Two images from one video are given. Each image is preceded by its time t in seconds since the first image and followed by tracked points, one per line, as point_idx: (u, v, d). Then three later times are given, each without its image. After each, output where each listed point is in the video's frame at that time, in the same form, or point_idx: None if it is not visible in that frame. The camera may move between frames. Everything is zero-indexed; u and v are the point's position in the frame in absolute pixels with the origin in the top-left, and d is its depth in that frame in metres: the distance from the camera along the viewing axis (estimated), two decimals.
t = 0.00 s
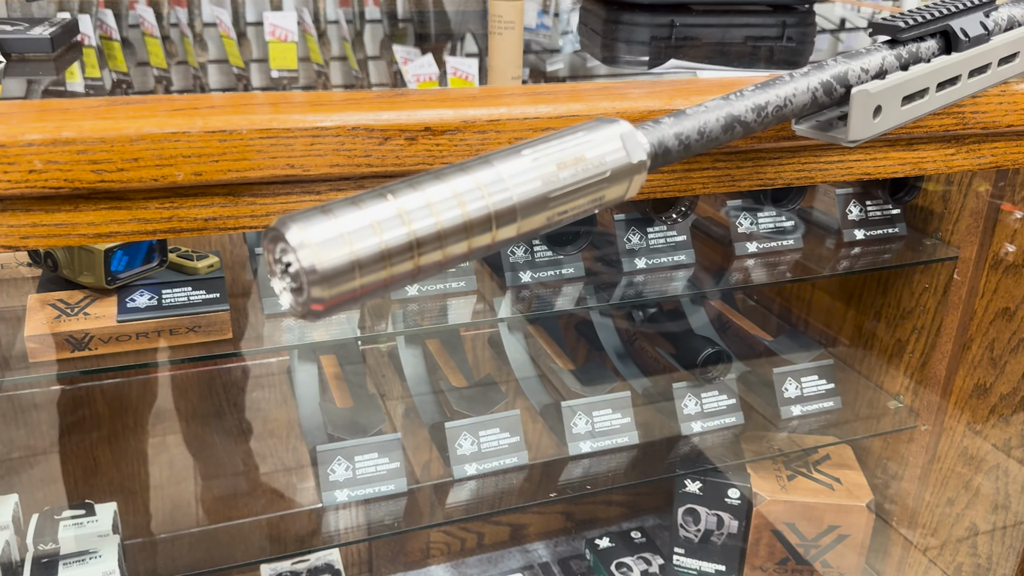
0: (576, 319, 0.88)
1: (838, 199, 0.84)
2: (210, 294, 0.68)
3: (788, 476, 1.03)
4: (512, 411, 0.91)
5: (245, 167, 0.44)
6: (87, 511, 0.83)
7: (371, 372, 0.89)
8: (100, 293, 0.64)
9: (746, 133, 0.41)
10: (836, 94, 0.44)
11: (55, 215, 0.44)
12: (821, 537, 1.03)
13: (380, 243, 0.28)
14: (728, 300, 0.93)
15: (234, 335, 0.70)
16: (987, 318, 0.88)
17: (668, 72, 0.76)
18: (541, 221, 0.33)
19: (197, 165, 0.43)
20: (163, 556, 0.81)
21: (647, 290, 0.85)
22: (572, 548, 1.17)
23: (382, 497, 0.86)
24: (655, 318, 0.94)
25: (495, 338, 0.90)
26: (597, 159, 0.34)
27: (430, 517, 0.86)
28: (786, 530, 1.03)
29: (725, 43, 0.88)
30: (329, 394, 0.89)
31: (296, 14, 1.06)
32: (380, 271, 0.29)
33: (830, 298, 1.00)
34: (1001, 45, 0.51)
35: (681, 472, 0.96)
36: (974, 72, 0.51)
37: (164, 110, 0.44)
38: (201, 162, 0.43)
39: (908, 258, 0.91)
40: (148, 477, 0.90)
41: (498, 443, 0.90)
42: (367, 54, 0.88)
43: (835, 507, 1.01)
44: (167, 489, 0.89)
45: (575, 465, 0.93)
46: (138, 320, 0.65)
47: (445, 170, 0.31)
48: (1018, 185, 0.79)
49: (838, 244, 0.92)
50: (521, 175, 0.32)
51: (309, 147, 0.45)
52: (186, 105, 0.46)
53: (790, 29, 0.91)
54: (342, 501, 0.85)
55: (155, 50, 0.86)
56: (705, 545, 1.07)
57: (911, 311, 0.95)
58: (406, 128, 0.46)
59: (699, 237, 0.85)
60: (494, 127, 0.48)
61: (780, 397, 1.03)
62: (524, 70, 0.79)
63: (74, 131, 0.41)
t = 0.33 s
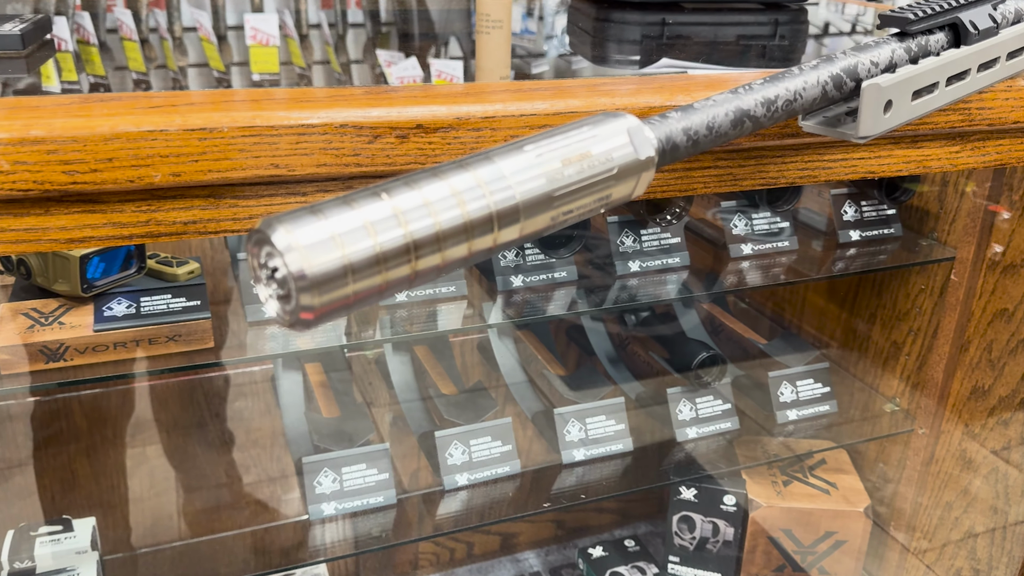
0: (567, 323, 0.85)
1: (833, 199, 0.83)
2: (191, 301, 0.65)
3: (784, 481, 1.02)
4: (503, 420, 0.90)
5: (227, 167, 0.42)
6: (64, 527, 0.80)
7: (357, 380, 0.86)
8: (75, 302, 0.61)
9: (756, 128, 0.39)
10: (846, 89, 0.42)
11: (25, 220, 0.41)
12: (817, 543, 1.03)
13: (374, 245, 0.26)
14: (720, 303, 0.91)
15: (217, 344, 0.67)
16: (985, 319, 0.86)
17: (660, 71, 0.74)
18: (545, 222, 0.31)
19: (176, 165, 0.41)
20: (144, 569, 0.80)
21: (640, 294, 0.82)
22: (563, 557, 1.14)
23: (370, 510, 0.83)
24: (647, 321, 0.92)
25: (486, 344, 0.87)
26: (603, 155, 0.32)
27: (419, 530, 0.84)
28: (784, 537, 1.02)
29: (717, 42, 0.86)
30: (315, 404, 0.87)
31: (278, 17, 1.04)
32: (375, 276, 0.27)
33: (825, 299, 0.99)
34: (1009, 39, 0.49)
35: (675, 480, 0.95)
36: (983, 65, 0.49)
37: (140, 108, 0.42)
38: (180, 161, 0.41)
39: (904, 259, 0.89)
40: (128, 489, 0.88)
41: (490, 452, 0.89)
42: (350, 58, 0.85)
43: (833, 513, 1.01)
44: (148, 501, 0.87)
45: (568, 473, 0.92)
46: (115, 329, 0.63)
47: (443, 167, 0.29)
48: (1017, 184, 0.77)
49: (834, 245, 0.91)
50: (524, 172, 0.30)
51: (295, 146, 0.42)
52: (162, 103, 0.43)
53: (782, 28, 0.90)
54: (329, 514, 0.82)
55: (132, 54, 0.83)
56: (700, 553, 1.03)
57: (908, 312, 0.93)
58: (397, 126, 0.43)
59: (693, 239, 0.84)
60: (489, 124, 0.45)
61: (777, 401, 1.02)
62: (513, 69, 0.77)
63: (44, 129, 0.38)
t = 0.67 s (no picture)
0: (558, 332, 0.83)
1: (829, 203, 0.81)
2: (175, 314, 0.63)
3: (780, 490, 1.01)
4: (496, 431, 0.89)
5: (214, 175, 0.40)
6: (44, 547, 0.77)
7: (345, 392, 0.84)
8: (54, 316, 0.59)
9: (765, 132, 0.38)
10: (855, 91, 0.41)
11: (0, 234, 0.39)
12: (814, 552, 1.01)
13: (376, 258, 0.25)
14: (712, 310, 0.90)
15: (201, 357, 0.65)
16: (981, 325, 0.85)
17: (652, 75, 0.72)
18: (553, 232, 0.30)
19: (160, 175, 0.39)
20: None
21: (634, 302, 0.81)
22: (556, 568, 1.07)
23: (359, 526, 0.81)
24: (640, 328, 0.90)
25: (477, 354, 0.85)
26: (613, 161, 0.30)
27: (409, 546, 0.83)
28: (780, 546, 1.00)
29: (708, 45, 0.84)
30: (302, 417, 0.84)
31: (260, 24, 1.02)
32: (376, 292, 0.25)
33: (818, 306, 0.97)
34: (1015, 40, 0.48)
35: (671, 489, 0.95)
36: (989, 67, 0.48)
37: (121, 116, 0.40)
38: (164, 171, 0.39)
39: (898, 264, 0.88)
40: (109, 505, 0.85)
41: (483, 464, 0.87)
42: (333, 64, 0.83)
43: (830, 522, 0.99)
44: (132, 518, 0.85)
45: (563, 485, 0.92)
46: (96, 343, 0.61)
47: (446, 175, 0.28)
48: (1011, 190, 0.76)
49: (827, 250, 0.89)
50: (531, 180, 0.28)
51: (284, 153, 0.40)
52: (142, 110, 0.41)
53: (774, 31, 0.89)
54: (319, 531, 0.80)
55: (111, 61, 0.81)
56: (696, 563, 1.02)
57: (903, 317, 0.92)
58: (391, 132, 0.42)
59: (686, 246, 0.82)
60: (486, 129, 0.44)
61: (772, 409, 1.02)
62: (502, 74, 0.75)
63: (20, 138, 0.36)
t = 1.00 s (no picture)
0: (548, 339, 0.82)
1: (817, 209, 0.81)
2: (164, 327, 0.62)
3: (771, 496, 1.01)
4: (489, 441, 0.88)
5: (208, 186, 0.38)
6: (29, 564, 0.76)
7: (335, 403, 0.83)
8: (41, 329, 0.58)
9: (767, 139, 0.37)
10: (854, 98, 0.40)
11: None
12: (806, 558, 1.01)
13: (384, 271, 0.24)
14: (702, 315, 0.89)
15: (187, 369, 0.64)
16: (970, 329, 0.85)
17: (640, 82, 0.72)
18: (561, 242, 0.29)
19: (154, 187, 0.37)
20: None
21: (626, 310, 0.81)
22: None
23: (350, 539, 0.82)
24: (631, 335, 0.89)
25: (468, 364, 0.83)
26: (618, 169, 0.30)
27: (399, 559, 0.83)
28: (773, 553, 1.01)
29: (696, 52, 0.84)
30: (292, 430, 0.83)
31: (241, 32, 1.03)
32: (385, 306, 0.24)
33: (806, 310, 0.97)
34: (1008, 46, 0.48)
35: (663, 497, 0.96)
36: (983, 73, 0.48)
37: (110, 126, 0.38)
38: (158, 183, 0.37)
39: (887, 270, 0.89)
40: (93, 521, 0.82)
41: (475, 475, 0.87)
42: (317, 71, 0.83)
43: (820, 527, 0.99)
44: (118, 534, 0.83)
45: (555, 494, 0.92)
46: (84, 357, 0.60)
47: (452, 185, 0.27)
48: (994, 195, 0.77)
49: (818, 255, 0.89)
50: (538, 190, 0.28)
51: (280, 163, 0.39)
52: (131, 121, 0.40)
53: (762, 37, 0.89)
54: (310, 545, 0.80)
55: (92, 70, 0.80)
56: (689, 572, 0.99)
57: (892, 322, 0.92)
58: (389, 141, 0.40)
59: (677, 252, 0.82)
60: (485, 138, 0.42)
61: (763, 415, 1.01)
62: (491, 81, 0.75)
63: (11, 150, 0.35)
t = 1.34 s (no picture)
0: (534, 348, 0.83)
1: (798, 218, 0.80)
2: (153, 341, 0.62)
3: (757, 501, 1.03)
4: (478, 450, 0.89)
5: (202, 205, 0.39)
6: None
7: (321, 413, 0.82)
8: (30, 345, 0.58)
9: (747, 155, 0.38)
10: (831, 112, 0.42)
11: None
12: (793, 563, 1.02)
13: (380, 289, 0.25)
14: (687, 323, 0.91)
15: (174, 383, 0.65)
16: (951, 334, 0.87)
17: (623, 94, 0.73)
18: (549, 257, 0.30)
19: (148, 205, 0.38)
20: None
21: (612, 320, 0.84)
22: None
23: (338, 551, 0.82)
24: (618, 343, 0.89)
25: (455, 375, 0.83)
26: (604, 186, 0.31)
27: (388, 566, 0.85)
28: (759, 559, 1.02)
29: (677, 64, 0.85)
30: (279, 442, 0.82)
31: (225, 43, 1.03)
32: (381, 322, 0.25)
33: (789, 318, 0.96)
34: (981, 60, 0.49)
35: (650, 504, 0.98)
36: (958, 86, 0.49)
37: (104, 146, 0.38)
38: (152, 202, 0.37)
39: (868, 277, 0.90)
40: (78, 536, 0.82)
41: (464, 484, 0.89)
42: (300, 82, 0.83)
43: (804, 532, 1.01)
44: (105, 548, 0.83)
45: (543, 502, 0.94)
46: (73, 372, 0.60)
47: (445, 204, 0.28)
48: (975, 202, 0.76)
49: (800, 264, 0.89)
50: (528, 208, 0.29)
51: (272, 181, 0.39)
52: (124, 139, 0.40)
53: (742, 49, 0.90)
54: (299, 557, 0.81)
55: (76, 82, 0.80)
56: None
57: (873, 329, 0.93)
58: (379, 158, 0.40)
59: (661, 262, 0.81)
60: (472, 154, 0.43)
61: (748, 421, 1.03)
62: (476, 92, 0.75)
63: (7, 170, 0.35)
